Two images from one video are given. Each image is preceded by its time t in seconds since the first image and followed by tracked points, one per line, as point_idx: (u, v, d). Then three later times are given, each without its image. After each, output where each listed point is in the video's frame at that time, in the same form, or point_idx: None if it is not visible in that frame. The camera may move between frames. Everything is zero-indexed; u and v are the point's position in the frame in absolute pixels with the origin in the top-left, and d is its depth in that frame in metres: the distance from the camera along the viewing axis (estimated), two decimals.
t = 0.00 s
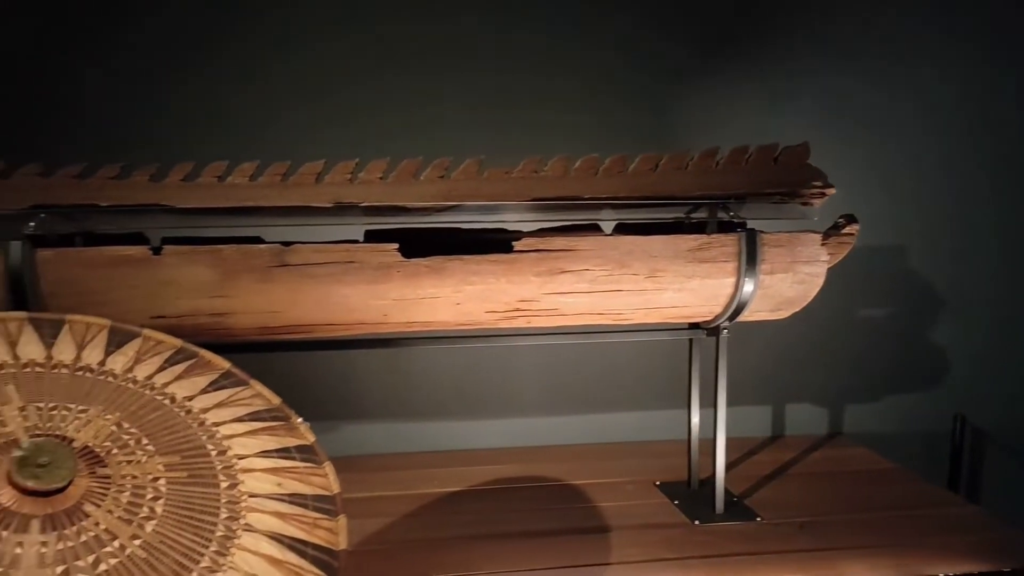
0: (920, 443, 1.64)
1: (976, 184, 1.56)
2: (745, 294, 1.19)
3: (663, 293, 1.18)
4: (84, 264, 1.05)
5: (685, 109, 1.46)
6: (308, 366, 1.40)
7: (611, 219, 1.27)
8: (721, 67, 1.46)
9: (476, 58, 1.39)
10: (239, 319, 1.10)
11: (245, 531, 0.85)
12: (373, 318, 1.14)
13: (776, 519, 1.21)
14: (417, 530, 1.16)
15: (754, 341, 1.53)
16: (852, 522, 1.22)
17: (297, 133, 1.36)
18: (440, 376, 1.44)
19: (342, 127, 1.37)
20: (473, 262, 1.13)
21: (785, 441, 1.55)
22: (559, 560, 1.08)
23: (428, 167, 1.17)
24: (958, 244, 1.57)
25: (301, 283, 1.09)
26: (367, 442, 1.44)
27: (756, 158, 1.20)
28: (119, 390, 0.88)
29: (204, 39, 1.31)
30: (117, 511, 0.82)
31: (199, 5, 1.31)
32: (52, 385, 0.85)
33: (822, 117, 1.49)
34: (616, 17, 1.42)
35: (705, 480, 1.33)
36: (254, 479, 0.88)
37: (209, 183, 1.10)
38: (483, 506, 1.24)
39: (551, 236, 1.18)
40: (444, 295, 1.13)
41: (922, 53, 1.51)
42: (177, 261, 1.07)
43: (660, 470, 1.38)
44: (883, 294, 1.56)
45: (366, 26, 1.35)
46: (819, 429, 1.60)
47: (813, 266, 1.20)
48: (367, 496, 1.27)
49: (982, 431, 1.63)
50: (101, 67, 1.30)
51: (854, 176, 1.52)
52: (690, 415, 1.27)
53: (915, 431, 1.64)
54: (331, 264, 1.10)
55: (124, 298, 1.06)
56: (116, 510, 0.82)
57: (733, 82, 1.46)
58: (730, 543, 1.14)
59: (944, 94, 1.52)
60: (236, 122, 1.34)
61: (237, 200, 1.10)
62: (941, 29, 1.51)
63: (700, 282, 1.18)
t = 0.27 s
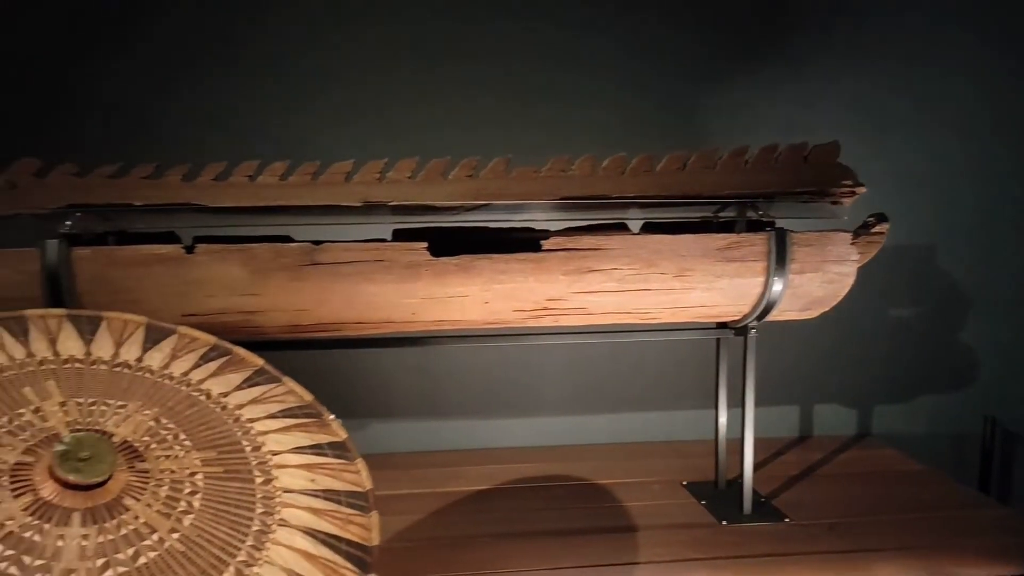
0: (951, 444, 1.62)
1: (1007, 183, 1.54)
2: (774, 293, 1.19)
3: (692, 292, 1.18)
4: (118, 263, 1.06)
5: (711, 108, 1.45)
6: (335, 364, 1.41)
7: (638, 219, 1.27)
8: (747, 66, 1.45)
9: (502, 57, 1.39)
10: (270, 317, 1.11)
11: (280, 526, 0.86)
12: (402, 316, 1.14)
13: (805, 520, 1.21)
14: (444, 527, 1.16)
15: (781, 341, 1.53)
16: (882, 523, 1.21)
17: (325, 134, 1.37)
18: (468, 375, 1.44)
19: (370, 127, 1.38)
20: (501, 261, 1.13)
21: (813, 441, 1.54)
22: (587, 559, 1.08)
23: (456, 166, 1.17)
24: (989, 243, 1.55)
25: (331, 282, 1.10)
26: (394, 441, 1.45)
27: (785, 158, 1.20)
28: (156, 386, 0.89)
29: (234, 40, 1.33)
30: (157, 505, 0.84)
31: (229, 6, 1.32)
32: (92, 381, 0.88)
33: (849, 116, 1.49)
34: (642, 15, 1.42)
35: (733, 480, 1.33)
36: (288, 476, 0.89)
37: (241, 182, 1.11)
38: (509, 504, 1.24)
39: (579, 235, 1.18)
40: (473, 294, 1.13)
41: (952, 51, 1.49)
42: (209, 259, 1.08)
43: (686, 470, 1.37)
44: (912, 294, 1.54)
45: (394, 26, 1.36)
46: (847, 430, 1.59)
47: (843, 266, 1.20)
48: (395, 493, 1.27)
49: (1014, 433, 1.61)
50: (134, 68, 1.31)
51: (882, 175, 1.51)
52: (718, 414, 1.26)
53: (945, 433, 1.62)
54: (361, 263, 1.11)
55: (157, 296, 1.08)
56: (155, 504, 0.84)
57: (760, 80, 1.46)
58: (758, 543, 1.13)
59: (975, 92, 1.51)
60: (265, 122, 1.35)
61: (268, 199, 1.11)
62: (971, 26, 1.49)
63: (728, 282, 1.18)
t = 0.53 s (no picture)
0: (986, 447, 1.60)
1: None
2: (807, 293, 1.18)
3: (723, 292, 1.17)
4: (155, 261, 1.08)
5: (742, 106, 1.44)
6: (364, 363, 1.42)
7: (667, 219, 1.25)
8: (778, 63, 1.44)
9: (531, 56, 1.39)
10: (302, 315, 1.12)
11: (314, 521, 0.87)
12: (432, 315, 1.15)
13: (837, 522, 1.19)
14: (474, 525, 1.17)
15: (811, 342, 1.51)
16: (916, 526, 1.19)
17: (356, 134, 1.38)
18: (496, 373, 1.44)
19: (399, 127, 1.39)
20: (531, 260, 1.13)
21: (845, 443, 1.53)
22: (617, 559, 1.08)
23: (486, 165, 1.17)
24: None
25: (362, 280, 1.11)
26: (422, 439, 1.46)
27: (819, 156, 1.19)
28: (192, 382, 0.90)
29: (266, 41, 1.34)
30: (193, 500, 0.85)
31: (261, 7, 1.34)
32: (129, 377, 0.89)
33: (882, 113, 1.47)
34: (672, 13, 1.41)
35: (764, 481, 1.32)
36: (321, 472, 0.90)
37: (274, 181, 1.12)
38: (538, 503, 1.25)
39: (608, 234, 1.18)
40: (503, 293, 1.14)
41: (988, 47, 1.47)
42: (243, 258, 1.09)
43: (715, 471, 1.37)
44: (947, 294, 1.52)
45: (423, 26, 1.37)
46: (879, 432, 1.57)
47: (877, 266, 1.18)
48: (424, 491, 1.28)
49: None
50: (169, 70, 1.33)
51: (916, 173, 1.48)
52: (748, 415, 1.25)
53: (981, 435, 1.59)
54: (392, 261, 1.11)
55: (192, 294, 1.09)
56: (192, 498, 0.85)
57: (791, 78, 1.45)
58: (790, 545, 1.12)
59: (1012, 89, 1.48)
60: (296, 123, 1.36)
61: (301, 198, 1.12)
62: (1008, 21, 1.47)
63: (760, 281, 1.17)
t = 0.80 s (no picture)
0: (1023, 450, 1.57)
1: None
2: (839, 293, 1.16)
3: (753, 292, 1.16)
4: (189, 259, 1.10)
5: (772, 104, 1.43)
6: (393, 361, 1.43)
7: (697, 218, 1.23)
8: (809, 61, 1.43)
9: (559, 55, 1.39)
10: (332, 313, 1.13)
11: (344, 516, 0.87)
12: (461, 313, 1.15)
13: (869, 525, 1.18)
14: (502, 523, 1.17)
15: (842, 343, 1.49)
16: (951, 529, 1.17)
17: (385, 133, 1.39)
18: (524, 372, 1.44)
19: (428, 126, 1.39)
20: (560, 259, 1.13)
21: (877, 445, 1.51)
22: (645, 559, 1.07)
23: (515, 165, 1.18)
24: None
25: (392, 279, 1.12)
26: (450, 437, 1.46)
27: (849, 155, 1.18)
28: (226, 378, 0.93)
29: (296, 42, 1.36)
30: (226, 494, 0.86)
31: (292, 8, 1.35)
32: (165, 372, 0.91)
33: (916, 111, 1.45)
34: (701, 11, 1.40)
35: (794, 483, 1.30)
36: (352, 468, 0.91)
37: (305, 181, 1.14)
38: (565, 502, 1.25)
39: (637, 233, 1.17)
40: (531, 292, 1.14)
41: None
42: (275, 256, 1.11)
43: (745, 472, 1.35)
44: (983, 294, 1.49)
45: (452, 26, 1.37)
46: (912, 434, 1.55)
47: (911, 265, 1.17)
48: (452, 489, 1.29)
49: None
50: (203, 71, 1.35)
51: (951, 171, 1.46)
52: (778, 416, 1.24)
53: (1017, 438, 1.56)
54: (421, 260, 1.12)
55: (225, 292, 1.11)
56: (225, 492, 0.86)
57: (822, 76, 1.43)
58: (821, 547, 1.11)
59: None
60: (327, 123, 1.38)
61: (332, 198, 1.13)
62: None
63: (791, 281, 1.16)
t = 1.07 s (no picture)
0: None
1: None
2: (868, 293, 1.15)
3: (781, 292, 1.15)
4: (219, 258, 1.12)
5: (800, 102, 1.42)
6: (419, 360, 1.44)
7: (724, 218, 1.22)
8: (838, 59, 1.41)
9: (585, 54, 1.39)
10: (359, 312, 1.14)
11: (371, 514, 0.88)
12: (487, 313, 1.16)
13: (898, 528, 1.16)
14: (526, 522, 1.18)
15: (872, 344, 1.47)
16: (983, 534, 1.15)
17: (411, 133, 1.40)
18: (549, 371, 1.44)
19: (454, 126, 1.40)
20: (585, 259, 1.13)
21: (907, 447, 1.49)
22: (670, 559, 1.07)
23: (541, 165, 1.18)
24: None
25: (418, 278, 1.13)
26: (475, 436, 1.47)
27: (879, 154, 1.17)
28: (255, 375, 0.94)
29: (324, 42, 1.37)
30: (255, 490, 0.87)
31: (319, 9, 1.36)
32: (195, 370, 0.92)
33: (947, 108, 1.43)
34: (728, 9, 1.39)
35: (821, 485, 1.29)
36: (378, 465, 0.91)
37: (332, 180, 1.15)
38: (589, 502, 1.24)
39: (663, 233, 1.17)
40: (557, 291, 1.14)
41: None
42: (303, 256, 1.12)
43: (771, 473, 1.34)
44: (1017, 295, 1.46)
45: (478, 26, 1.38)
46: (943, 436, 1.52)
47: (942, 265, 1.15)
48: (476, 488, 1.29)
49: None
50: (232, 73, 1.37)
51: (984, 170, 1.44)
52: (806, 417, 1.23)
53: None
54: (447, 259, 1.13)
55: (254, 290, 1.12)
56: (253, 488, 0.87)
57: (852, 74, 1.41)
58: (849, 550, 1.10)
59: None
60: (354, 123, 1.39)
61: (358, 198, 1.14)
62: None
63: (819, 281, 1.15)
